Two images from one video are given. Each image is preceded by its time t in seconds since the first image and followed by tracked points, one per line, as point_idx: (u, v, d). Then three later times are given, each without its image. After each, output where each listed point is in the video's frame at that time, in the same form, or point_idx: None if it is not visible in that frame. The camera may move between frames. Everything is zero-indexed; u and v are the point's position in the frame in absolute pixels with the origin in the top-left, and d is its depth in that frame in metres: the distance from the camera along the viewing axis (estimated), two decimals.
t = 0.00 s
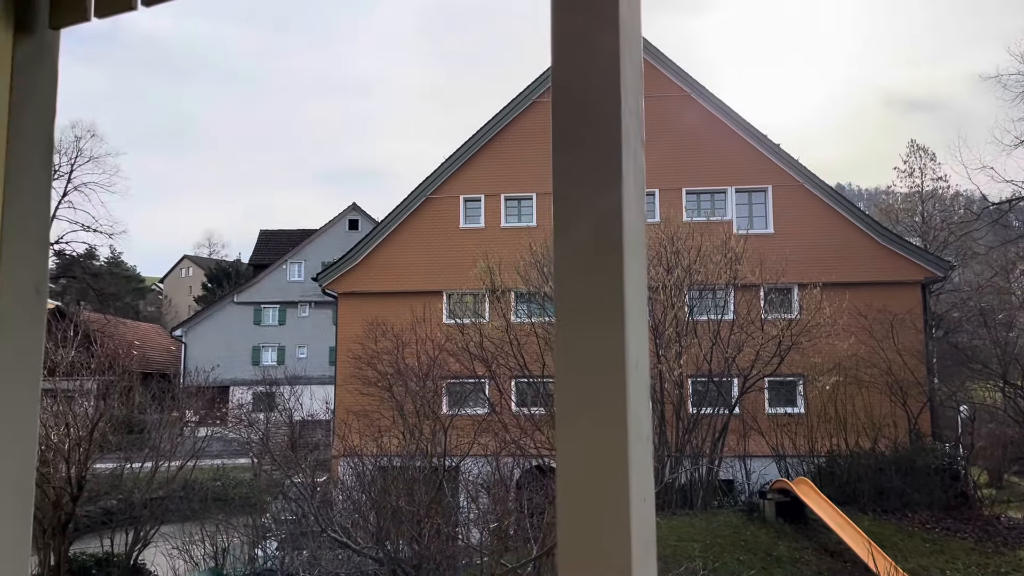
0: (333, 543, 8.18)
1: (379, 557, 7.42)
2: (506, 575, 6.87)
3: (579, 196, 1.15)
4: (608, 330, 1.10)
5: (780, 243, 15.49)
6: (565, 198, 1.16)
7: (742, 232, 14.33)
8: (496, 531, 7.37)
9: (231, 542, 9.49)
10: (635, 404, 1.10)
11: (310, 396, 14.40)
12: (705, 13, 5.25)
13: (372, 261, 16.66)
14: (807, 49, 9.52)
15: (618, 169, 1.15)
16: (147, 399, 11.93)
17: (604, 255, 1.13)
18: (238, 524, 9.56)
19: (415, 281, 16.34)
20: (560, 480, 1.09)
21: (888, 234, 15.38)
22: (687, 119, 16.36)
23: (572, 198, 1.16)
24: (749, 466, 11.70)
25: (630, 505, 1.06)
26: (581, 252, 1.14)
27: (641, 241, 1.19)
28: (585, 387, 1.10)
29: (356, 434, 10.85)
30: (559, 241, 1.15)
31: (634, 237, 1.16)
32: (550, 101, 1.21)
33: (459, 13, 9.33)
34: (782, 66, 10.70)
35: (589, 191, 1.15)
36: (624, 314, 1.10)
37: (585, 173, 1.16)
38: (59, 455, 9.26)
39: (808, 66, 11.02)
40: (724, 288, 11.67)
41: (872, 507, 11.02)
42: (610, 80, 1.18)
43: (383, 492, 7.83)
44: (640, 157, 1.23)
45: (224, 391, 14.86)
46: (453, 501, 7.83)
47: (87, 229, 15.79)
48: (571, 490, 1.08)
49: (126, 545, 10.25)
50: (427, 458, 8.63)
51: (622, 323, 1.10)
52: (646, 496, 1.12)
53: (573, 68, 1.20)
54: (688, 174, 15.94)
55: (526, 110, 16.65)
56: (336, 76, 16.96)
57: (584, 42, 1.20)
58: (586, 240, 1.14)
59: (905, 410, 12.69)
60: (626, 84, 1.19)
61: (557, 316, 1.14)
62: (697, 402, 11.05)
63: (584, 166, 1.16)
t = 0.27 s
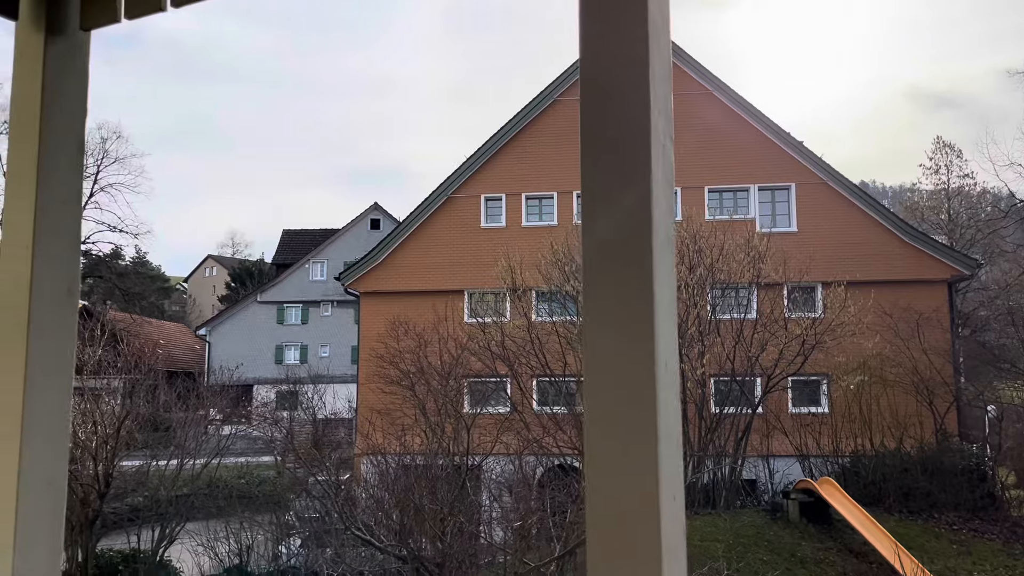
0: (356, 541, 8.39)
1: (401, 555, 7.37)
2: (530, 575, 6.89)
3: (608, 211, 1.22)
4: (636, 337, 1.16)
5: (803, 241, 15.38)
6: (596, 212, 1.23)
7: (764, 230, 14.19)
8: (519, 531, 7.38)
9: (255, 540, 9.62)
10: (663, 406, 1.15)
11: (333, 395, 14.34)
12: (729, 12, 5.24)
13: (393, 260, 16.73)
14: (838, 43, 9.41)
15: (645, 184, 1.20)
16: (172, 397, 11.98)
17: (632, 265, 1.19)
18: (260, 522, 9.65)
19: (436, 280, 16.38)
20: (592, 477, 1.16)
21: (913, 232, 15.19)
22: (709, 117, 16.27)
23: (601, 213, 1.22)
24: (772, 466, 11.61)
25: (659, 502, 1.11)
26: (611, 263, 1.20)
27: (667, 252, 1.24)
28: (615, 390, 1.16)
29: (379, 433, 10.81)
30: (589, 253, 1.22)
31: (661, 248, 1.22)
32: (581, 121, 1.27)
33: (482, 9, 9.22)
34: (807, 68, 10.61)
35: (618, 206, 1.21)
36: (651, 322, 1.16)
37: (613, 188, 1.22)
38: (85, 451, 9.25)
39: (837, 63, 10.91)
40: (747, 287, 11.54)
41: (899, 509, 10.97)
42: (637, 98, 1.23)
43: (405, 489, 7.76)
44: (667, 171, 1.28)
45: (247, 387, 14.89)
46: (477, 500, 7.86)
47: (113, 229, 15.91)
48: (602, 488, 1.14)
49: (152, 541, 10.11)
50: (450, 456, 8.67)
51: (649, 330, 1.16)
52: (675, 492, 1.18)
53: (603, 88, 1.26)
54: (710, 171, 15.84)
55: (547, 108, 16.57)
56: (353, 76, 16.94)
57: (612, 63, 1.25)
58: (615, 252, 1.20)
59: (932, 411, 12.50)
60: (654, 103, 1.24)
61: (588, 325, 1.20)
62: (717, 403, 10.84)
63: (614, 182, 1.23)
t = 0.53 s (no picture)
0: (379, 539, 8.24)
1: (424, 554, 7.58)
2: (553, 573, 7.06)
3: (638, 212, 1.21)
4: (665, 338, 1.16)
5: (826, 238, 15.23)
6: (626, 213, 1.22)
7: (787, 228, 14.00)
8: (539, 529, 7.49)
9: (277, 538, 10.00)
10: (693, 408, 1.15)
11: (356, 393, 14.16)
12: (754, 10, 5.20)
13: (414, 259, 16.78)
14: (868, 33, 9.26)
15: (676, 185, 1.19)
16: (196, 396, 11.69)
17: (662, 267, 1.18)
18: (283, 519, 9.89)
19: (456, 279, 16.40)
20: (623, 478, 1.15)
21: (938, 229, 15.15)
22: (730, 115, 16.20)
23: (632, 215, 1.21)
24: (794, 466, 11.56)
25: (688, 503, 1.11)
26: (641, 265, 1.20)
27: (698, 252, 1.23)
28: (644, 392, 1.16)
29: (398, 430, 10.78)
30: (619, 254, 1.21)
31: (692, 248, 1.20)
32: (610, 122, 1.27)
33: (505, 8, 9.07)
34: (835, 53, 10.41)
35: (648, 207, 1.21)
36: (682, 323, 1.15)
37: (643, 190, 1.21)
38: (112, 450, 9.39)
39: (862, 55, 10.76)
40: (769, 286, 11.37)
41: (924, 509, 10.92)
42: (667, 98, 1.22)
43: (427, 487, 7.95)
44: (697, 171, 1.27)
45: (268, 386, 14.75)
46: (498, 496, 7.99)
47: (137, 228, 15.97)
48: (632, 488, 1.14)
49: (177, 538, 10.19)
50: (471, 455, 8.83)
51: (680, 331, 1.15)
52: (705, 494, 1.17)
53: (631, 88, 1.25)
54: (731, 168, 15.69)
55: (568, 106, 16.44)
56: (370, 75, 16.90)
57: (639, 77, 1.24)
58: (645, 268, 1.19)
59: (957, 410, 12.31)
60: (684, 103, 1.23)
61: (617, 328, 1.20)
62: (739, 403, 10.94)
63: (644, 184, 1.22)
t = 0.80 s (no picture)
0: (401, 538, 8.21)
1: (446, 553, 7.60)
2: (575, 573, 7.06)
3: (667, 210, 1.27)
4: (695, 329, 1.21)
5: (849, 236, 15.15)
6: (656, 211, 1.28)
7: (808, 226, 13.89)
8: (559, 529, 7.45)
9: (300, 536, 9.92)
10: (723, 396, 1.20)
11: (377, 392, 14.05)
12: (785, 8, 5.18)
13: (435, 258, 16.88)
14: (896, 31, 9.16)
15: (704, 183, 1.25)
16: (219, 395, 11.75)
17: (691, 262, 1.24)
18: (307, 518, 9.86)
19: (475, 279, 16.44)
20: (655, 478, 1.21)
21: (960, 227, 15.17)
22: (750, 112, 16.23)
23: (661, 213, 1.27)
24: (817, 467, 11.36)
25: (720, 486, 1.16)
26: (671, 261, 1.25)
27: (727, 263, 1.28)
28: (675, 381, 1.21)
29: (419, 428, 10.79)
30: (649, 251, 1.27)
31: (720, 243, 1.26)
32: (641, 139, 1.32)
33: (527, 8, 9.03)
34: (862, 50, 10.29)
35: (677, 206, 1.26)
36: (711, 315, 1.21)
37: (672, 189, 1.27)
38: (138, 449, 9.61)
39: (887, 52, 10.65)
40: (791, 285, 11.22)
41: (949, 510, 10.87)
42: (695, 100, 1.28)
43: (449, 486, 8.00)
44: (724, 170, 1.32)
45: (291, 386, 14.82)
46: (520, 496, 7.98)
47: (161, 229, 16.12)
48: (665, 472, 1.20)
49: (200, 536, 10.32)
50: (493, 455, 8.81)
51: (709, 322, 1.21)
52: (736, 495, 1.22)
53: (660, 93, 1.31)
54: (752, 166, 15.61)
55: (588, 105, 16.39)
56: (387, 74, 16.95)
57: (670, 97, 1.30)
58: (674, 279, 1.24)
59: (984, 410, 12.15)
60: (711, 104, 1.28)
61: (648, 321, 1.26)
62: (759, 402, 10.75)
63: (673, 183, 1.28)
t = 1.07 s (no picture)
0: (421, 536, 8.08)
1: (467, 551, 7.37)
2: (596, 573, 6.94)
3: (689, 208, 1.25)
4: (720, 328, 1.19)
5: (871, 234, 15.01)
6: (677, 206, 1.26)
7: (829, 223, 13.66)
8: (579, 529, 7.35)
9: (320, 535, 9.93)
10: (747, 397, 1.18)
11: (397, 391, 14.01)
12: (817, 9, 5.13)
13: (454, 257, 16.89)
14: (922, 28, 9.05)
15: (728, 179, 1.23)
16: (240, 393, 11.47)
17: (715, 261, 1.22)
18: (327, 517, 9.80)
19: (493, 278, 16.45)
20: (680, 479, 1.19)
21: (986, 224, 14.90)
22: (772, 109, 16.10)
23: (683, 211, 1.25)
24: (840, 466, 11.25)
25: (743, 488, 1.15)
26: (693, 258, 1.23)
27: (753, 260, 1.26)
28: (698, 379, 1.19)
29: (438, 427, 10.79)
30: (670, 248, 1.26)
31: (744, 239, 1.24)
32: (663, 136, 1.30)
33: (547, 8, 8.96)
34: (886, 46, 10.17)
35: (700, 205, 1.24)
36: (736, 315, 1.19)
37: (694, 187, 1.25)
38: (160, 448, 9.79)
39: (913, 48, 10.51)
40: (812, 284, 10.96)
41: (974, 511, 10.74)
42: (720, 97, 1.27)
43: (469, 485, 7.87)
44: (748, 168, 1.30)
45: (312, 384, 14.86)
46: (539, 495, 7.89)
47: (182, 229, 16.23)
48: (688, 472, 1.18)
49: (223, 534, 10.50)
50: (512, 455, 8.77)
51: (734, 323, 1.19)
52: (761, 496, 1.20)
53: (684, 89, 1.30)
54: (773, 164, 15.52)
55: (607, 103, 16.33)
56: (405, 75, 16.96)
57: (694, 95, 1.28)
58: (698, 277, 1.22)
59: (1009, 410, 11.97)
60: (735, 103, 1.27)
61: (670, 320, 1.24)
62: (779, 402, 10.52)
63: (695, 180, 1.26)
